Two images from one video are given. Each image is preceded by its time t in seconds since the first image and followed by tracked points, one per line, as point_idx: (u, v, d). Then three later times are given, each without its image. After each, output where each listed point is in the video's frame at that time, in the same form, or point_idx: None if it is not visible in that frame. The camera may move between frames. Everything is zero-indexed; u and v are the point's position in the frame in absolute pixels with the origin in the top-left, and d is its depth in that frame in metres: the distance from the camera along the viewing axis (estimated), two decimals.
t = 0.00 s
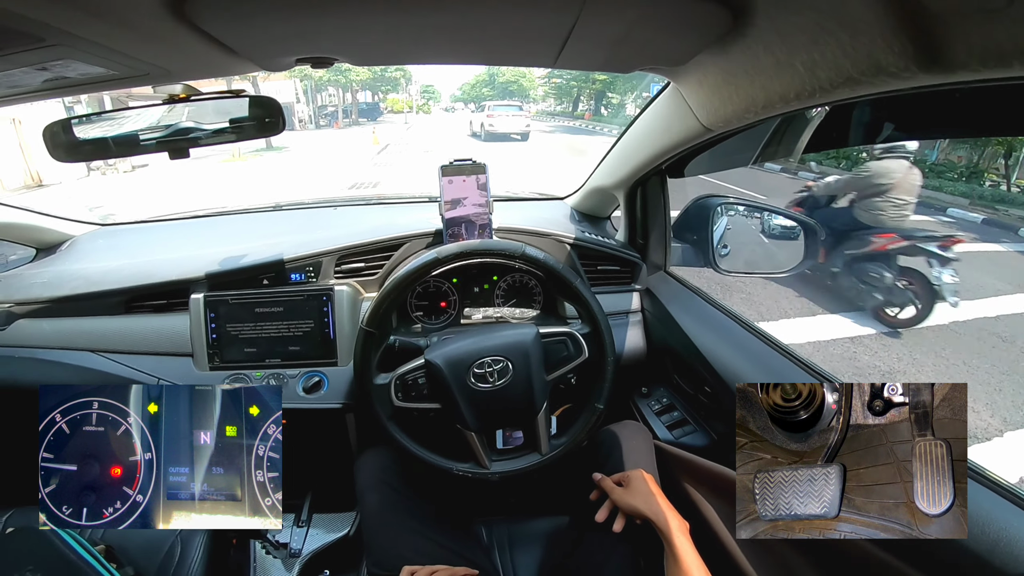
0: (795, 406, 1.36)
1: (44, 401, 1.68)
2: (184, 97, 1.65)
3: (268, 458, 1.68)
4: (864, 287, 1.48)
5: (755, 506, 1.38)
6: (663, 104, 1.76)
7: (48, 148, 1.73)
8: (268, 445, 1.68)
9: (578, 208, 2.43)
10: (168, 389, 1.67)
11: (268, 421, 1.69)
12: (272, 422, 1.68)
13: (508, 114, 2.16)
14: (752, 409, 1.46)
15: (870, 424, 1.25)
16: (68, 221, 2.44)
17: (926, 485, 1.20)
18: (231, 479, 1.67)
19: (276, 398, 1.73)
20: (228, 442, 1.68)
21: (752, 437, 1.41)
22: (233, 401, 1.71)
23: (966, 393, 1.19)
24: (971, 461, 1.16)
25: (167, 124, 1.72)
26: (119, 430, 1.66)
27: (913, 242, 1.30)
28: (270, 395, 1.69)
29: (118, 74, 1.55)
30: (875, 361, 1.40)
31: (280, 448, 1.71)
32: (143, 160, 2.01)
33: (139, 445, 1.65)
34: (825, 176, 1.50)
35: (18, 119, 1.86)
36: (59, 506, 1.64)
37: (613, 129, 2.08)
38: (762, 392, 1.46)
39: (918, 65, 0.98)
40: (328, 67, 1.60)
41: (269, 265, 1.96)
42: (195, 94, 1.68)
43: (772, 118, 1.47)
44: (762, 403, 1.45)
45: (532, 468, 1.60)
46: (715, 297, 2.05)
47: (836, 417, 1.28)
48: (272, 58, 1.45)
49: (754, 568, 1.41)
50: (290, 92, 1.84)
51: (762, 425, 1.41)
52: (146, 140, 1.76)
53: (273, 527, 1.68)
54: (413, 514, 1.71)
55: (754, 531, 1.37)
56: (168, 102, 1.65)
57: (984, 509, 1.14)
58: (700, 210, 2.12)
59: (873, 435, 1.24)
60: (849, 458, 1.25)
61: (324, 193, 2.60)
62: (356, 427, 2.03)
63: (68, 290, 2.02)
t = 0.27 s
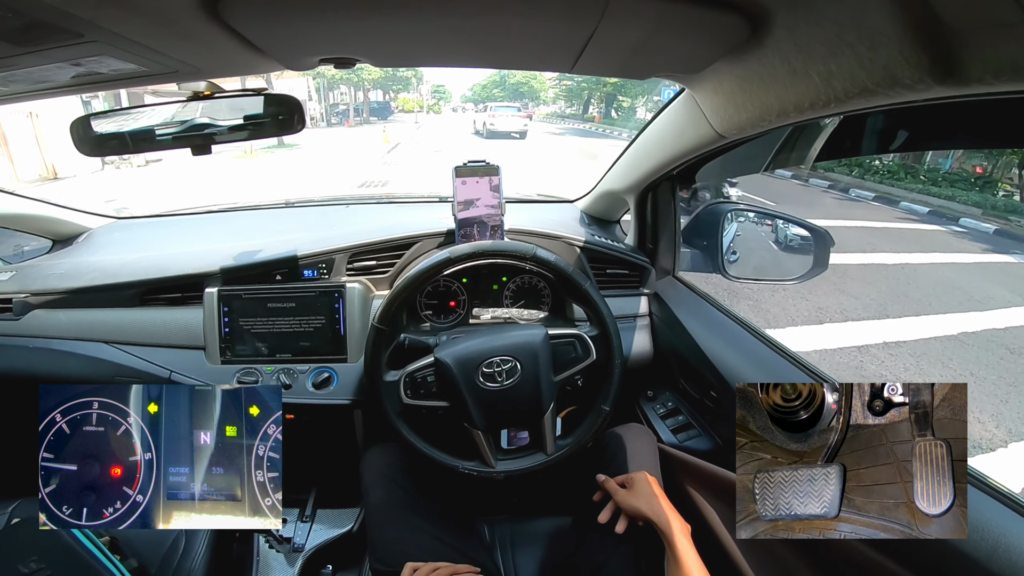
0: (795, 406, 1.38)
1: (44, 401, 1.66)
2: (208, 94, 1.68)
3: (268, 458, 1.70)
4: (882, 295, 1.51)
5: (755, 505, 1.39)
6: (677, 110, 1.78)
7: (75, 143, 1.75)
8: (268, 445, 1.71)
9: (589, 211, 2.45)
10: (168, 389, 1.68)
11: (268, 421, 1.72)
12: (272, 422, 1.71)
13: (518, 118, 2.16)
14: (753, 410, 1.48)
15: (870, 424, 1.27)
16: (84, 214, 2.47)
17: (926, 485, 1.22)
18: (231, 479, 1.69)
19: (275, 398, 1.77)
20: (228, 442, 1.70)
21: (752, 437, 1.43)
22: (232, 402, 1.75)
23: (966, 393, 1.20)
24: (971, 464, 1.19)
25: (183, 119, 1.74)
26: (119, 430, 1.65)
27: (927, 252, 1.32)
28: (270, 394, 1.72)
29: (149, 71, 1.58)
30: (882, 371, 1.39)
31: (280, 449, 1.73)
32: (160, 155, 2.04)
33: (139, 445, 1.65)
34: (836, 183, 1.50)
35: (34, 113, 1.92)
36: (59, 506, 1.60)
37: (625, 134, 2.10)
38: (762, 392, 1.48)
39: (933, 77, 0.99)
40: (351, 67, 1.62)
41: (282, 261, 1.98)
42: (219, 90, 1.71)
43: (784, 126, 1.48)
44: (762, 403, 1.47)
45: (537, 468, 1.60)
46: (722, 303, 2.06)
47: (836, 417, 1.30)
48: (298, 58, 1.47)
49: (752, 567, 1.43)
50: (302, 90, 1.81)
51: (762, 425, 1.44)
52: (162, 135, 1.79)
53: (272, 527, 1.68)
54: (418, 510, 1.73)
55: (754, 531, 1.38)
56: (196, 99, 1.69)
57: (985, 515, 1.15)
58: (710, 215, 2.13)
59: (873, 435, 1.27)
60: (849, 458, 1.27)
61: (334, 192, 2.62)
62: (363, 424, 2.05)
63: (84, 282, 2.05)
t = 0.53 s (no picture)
0: (795, 406, 1.39)
1: (44, 401, 1.63)
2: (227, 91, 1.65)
3: (268, 458, 1.67)
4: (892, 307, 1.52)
5: (755, 506, 1.41)
6: (689, 117, 1.78)
7: (96, 138, 1.80)
8: (268, 445, 1.68)
9: (597, 216, 2.45)
10: (168, 388, 1.66)
11: (268, 421, 1.69)
12: (272, 422, 1.68)
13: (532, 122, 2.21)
14: (753, 410, 1.48)
15: (870, 424, 1.29)
16: (98, 208, 2.50)
17: (926, 485, 1.24)
18: (231, 479, 1.67)
19: (275, 398, 1.75)
20: (228, 442, 1.68)
21: (752, 437, 1.44)
22: (233, 401, 1.73)
23: (966, 393, 1.21)
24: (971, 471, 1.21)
25: (196, 117, 1.74)
26: (119, 430, 1.64)
27: (938, 263, 1.35)
28: (270, 395, 1.70)
29: (175, 69, 1.60)
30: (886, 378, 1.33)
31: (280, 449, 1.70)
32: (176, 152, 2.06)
33: (139, 445, 1.63)
34: (847, 192, 1.50)
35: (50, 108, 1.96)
36: (59, 506, 1.63)
37: (634, 140, 2.11)
38: (762, 392, 1.48)
39: (951, 89, 0.99)
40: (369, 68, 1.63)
41: (293, 259, 2.00)
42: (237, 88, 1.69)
43: (795, 135, 1.48)
44: (762, 403, 1.48)
45: (542, 470, 1.61)
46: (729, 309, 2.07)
47: (836, 417, 1.31)
48: (316, 58, 1.48)
49: (749, 567, 1.46)
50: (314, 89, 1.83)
51: (762, 425, 1.44)
52: (176, 131, 1.79)
53: (272, 527, 1.67)
54: (422, 509, 1.74)
55: (754, 531, 1.40)
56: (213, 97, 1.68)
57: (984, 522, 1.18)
58: (719, 222, 2.12)
59: (873, 435, 1.28)
60: (849, 458, 1.29)
61: (343, 191, 2.63)
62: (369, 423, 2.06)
63: (97, 275, 2.07)
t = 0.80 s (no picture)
0: (795, 406, 1.39)
1: (44, 401, 1.64)
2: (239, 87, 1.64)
3: (268, 458, 1.68)
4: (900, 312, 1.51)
5: (755, 506, 1.42)
6: (699, 119, 1.77)
7: (107, 133, 1.80)
8: (268, 445, 1.68)
9: (603, 217, 2.45)
10: (168, 388, 1.66)
11: (269, 421, 1.70)
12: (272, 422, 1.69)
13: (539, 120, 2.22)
14: (752, 409, 1.50)
15: (870, 424, 1.30)
16: (107, 203, 2.51)
17: (926, 485, 1.25)
18: (231, 479, 1.68)
19: (275, 398, 1.75)
20: (228, 442, 1.68)
21: (751, 437, 1.45)
22: (233, 401, 1.73)
23: (966, 393, 1.23)
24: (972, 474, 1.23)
25: (205, 114, 1.75)
26: (119, 430, 1.64)
27: (945, 268, 1.35)
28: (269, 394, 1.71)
29: (187, 65, 1.60)
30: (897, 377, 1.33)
31: (280, 449, 1.71)
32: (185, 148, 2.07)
33: (139, 445, 1.64)
34: (856, 197, 1.50)
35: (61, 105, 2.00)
36: (59, 506, 1.64)
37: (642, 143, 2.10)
38: (762, 391, 1.50)
39: (965, 93, 0.98)
40: (378, 67, 1.64)
41: (299, 256, 2.00)
42: (248, 85, 1.68)
43: (805, 139, 1.47)
44: (761, 403, 1.49)
45: (544, 470, 1.61)
46: (734, 313, 2.07)
47: (836, 417, 1.32)
48: (326, 56, 1.49)
49: (748, 567, 1.45)
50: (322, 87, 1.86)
51: (762, 425, 1.45)
52: (185, 129, 1.81)
53: (272, 527, 1.68)
54: (424, 508, 1.75)
55: (754, 531, 1.41)
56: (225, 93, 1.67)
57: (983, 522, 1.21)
58: (726, 225, 2.12)
59: (873, 435, 1.29)
60: (849, 458, 1.30)
61: (349, 189, 2.64)
62: (373, 420, 2.07)
63: (106, 270, 2.08)
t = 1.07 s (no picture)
0: (795, 406, 1.40)
1: (44, 401, 1.66)
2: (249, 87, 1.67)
3: (268, 458, 1.70)
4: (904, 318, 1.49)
5: (755, 506, 1.42)
6: (707, 121, 1.77)
7: (117, 130, 1.81)
8: (268, 445, 1.71)
9: (609, 218, 2.45)
10: (169, 388, 1.69)
11: (268, 421, 1.73)
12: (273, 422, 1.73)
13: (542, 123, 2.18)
14: (752, 409, 1.51)
15: (870, 424, 1.30)
16: (115, 199, 2.52)
17: (926, 485, 1.26)
18: (231, 479, 1.70)
19: (275, 398, 1.80)
20: (228, 442, 1.71)
21: (752, 437, 1.46)
22: (232, 402, 1.76)
23: (966, 393, 1.24)
24: (972, 478, 1.24)
25: (213, 111, 1.78)
26: (119, 430, 1.67)
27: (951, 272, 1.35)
28: (270, 395, 1.76)
29: (197, 62, 1.61)
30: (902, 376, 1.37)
31: (280, 449, 1.73)
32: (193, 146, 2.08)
33: (139, 445, 1.66)
34: (861, 201, 1.51)
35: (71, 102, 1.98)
36: (59, 506, 1.66)
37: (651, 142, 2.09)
38: (762, 392, 1.51)
39: (977, 98, 0.98)
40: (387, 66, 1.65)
41: (305, 254, 2.01)
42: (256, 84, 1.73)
43: (814, 142, 1.46)
44: (762, 403, 1.50)
45: (547, 471, 1.61)
46: (739, 315, 2.06)
47: (836, 417, 1.33)
48: (335, 55, 1.49)
49: (748, 567, 1.46)
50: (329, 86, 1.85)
51: (762, 425, 1.46)
52: (194, 126, 1.82)
53: (273, 527, 1.70)
54: (426, 507, 1.75)
55: (754, 531, 1.41)
56: (234, 91, 1.69)
57: (985, 526, 1.20)
58: (732, 228, 2.11)
59: (873, 435, 1.30)
60: (849, 458, 1.30)
61: (355, 188, 2.65)
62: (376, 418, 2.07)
63: (113, 266, 2.09)
